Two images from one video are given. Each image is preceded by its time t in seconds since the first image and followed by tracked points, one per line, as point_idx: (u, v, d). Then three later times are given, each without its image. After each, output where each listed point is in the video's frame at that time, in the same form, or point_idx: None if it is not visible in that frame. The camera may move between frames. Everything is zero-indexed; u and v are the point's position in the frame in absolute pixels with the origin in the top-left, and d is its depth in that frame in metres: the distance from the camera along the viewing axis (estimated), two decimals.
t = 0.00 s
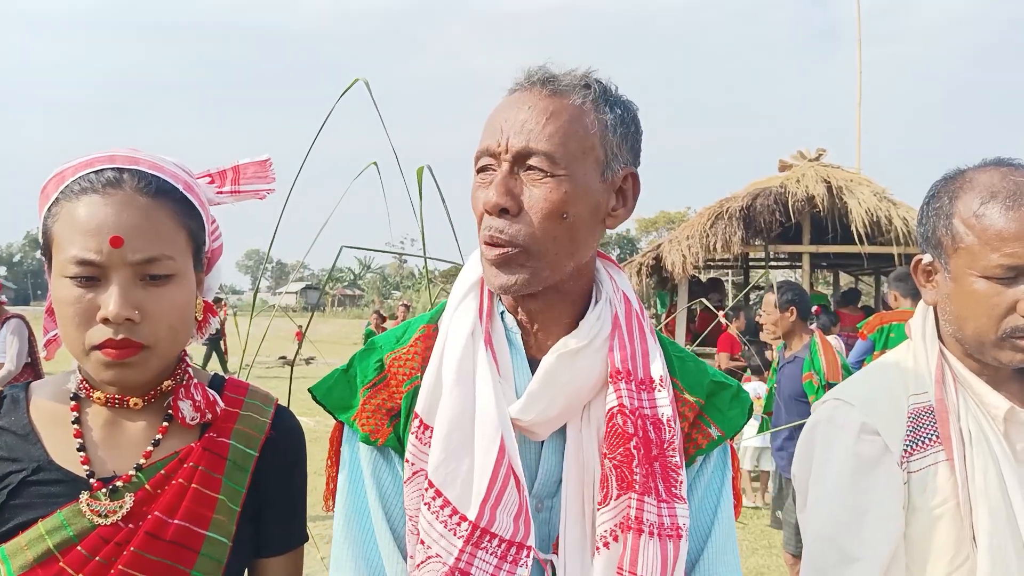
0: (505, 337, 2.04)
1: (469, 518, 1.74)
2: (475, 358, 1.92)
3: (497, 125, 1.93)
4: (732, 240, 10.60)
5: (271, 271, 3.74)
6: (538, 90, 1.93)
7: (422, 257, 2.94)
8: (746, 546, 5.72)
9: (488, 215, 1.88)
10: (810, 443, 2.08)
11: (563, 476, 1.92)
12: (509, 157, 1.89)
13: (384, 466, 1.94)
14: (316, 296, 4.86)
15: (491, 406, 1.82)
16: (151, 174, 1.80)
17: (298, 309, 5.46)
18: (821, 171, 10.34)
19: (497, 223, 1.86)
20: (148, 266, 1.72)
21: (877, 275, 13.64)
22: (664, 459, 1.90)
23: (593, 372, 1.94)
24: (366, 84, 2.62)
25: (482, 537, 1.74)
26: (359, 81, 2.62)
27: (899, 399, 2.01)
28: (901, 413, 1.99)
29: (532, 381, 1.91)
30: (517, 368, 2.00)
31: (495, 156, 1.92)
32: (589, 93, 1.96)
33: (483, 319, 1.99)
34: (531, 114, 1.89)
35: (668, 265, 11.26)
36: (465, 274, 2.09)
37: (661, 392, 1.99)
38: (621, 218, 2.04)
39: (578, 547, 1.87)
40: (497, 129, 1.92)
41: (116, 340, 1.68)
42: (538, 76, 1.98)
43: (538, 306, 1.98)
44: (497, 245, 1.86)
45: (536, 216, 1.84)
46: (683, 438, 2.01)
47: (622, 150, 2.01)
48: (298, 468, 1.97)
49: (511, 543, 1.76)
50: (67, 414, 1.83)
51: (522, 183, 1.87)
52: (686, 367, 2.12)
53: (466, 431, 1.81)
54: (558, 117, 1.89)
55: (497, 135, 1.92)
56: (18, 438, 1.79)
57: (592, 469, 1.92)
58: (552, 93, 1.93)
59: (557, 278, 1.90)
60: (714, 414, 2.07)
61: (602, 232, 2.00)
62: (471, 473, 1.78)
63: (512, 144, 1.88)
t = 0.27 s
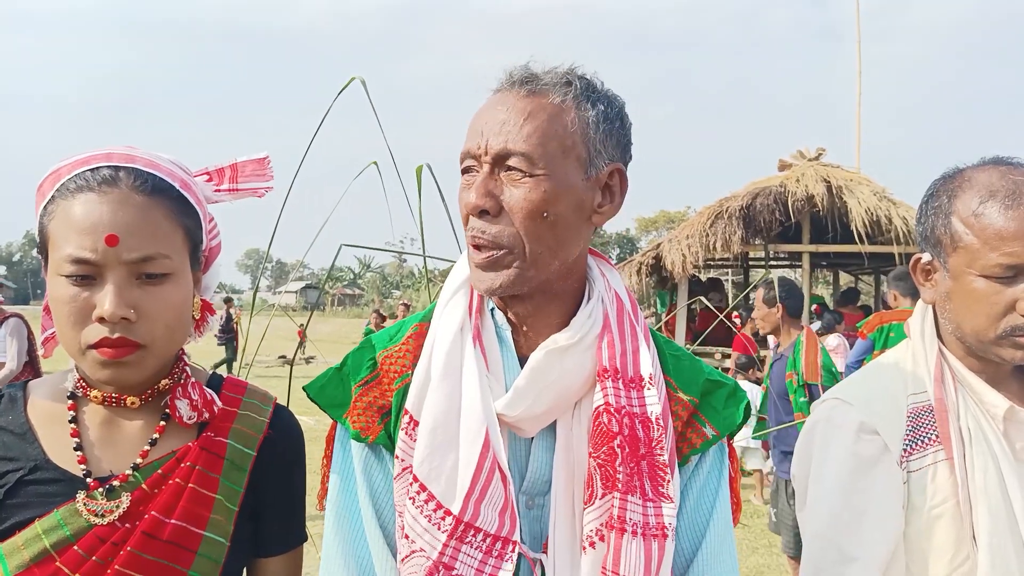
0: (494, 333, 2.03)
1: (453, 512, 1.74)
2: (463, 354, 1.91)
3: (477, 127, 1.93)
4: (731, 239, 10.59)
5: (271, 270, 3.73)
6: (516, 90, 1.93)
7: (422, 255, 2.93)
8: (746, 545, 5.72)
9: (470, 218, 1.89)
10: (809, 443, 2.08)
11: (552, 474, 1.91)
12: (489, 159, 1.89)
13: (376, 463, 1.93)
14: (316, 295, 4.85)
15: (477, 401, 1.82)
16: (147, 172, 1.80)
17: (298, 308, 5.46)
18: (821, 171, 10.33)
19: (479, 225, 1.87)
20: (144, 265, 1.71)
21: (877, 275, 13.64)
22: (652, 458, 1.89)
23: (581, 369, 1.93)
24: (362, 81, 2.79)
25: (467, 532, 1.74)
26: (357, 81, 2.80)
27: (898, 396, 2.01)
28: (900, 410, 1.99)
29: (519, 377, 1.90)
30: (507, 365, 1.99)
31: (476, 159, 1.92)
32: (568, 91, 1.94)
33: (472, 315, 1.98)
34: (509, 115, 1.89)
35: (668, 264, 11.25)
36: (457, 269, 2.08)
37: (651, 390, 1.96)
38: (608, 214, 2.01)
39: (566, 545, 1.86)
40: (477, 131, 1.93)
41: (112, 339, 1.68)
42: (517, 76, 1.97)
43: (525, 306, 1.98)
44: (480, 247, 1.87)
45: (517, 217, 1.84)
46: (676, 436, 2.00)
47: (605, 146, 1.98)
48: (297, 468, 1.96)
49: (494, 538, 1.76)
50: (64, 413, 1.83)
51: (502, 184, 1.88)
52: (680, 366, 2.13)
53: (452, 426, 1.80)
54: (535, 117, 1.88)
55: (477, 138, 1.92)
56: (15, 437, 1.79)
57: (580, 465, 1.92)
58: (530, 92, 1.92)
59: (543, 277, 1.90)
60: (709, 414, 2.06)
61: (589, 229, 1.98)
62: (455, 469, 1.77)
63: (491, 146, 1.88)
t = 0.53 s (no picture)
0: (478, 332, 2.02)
1: (432, 511, 1.74)
2: (445, 353, 1.90)
3: (454, 126, 1.94)
4: (726, 238, 10.61)
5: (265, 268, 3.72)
6: (493, 88, 1.93)
7: (416, 254, 2.93)
8: (740, 543, 5.74)
9: (451, 217, 1.89)
10: (801, 443, 2.08)
11: (537, 472, 1.91)
12: (466, 158, 1.89)
13: (359, 462, 1.92)
14: (310, 293, 4.84)
15: (459, 400, 1.82)
16: (140, 169, 1.79)
17: (293, 306, 5.44)
18: (814, 170, 10.36)
19: (461, 224, 1.87)
20: (136, 263, 1.70)
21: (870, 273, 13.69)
22: (633, 455, 1.88)
23: (563, 368, 1.92)
24: (356, 80, 2.94)
25: (446, 530, 1.74)
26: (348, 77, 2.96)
27: (890, 395, 2.02)
28: (892, 409, 2.00)
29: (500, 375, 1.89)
30: (491, 363, 1.98)
31: (455, 158, 1.92)
32: (544, 89, 1.93)
33: (454, 313, 1.98)
34: (486, 114, 1.89)
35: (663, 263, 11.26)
36: (439, 268, 2.08)
37: (634, 387, 1.95)
38: (588, 210, 2.01)
39: (551, 543, 1.85)
40: (454, 130, 1.93)
41: (103, 337, 1.67)
42: (494, 74, 1.97)
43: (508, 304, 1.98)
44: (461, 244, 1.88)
45: (496, 214, 1.84)
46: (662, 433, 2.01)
47: (583, 142, 1.97)
48: (289, 468, 1.96)
49: (473, 536, 1.76)
50: (55, 413, 1.81)
51: (480, 182, 1.87)
52: (666, 362, 2.13)
53: (432, 425, 1.80)
54: (509, 114, 1.88)
55: (454, 137, 1.92)
56: (6, 437, 1.77)
57: (564, 464, 1.91)
58: (506, 90, 1.91)
59: (524, 276, 1.90)
60: (694, 408, 2.06)
61: (569, 226, 1.97)
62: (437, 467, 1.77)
63: (467, 145, 1.88)
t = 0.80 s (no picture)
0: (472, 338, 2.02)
1: (428, 518, 1.73)
2: (439, 359, 1.91)
3: (448, 134, 1.92)
4: (722, 242, 10.62)
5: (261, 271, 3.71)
6: (487, 96, 1.92)
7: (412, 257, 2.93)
8: (736, 548, 5.74)
9: (448, 223, 1.86)
10: (796, 450, 2.07)
11: (531, 476, 1.91)
12: (464, 165, 1.87)
13: (351, 471, 1.99)
14: (306, 295, 4.84)
15: (454, 406, 1.82)
16: (139, 171, 1.79)
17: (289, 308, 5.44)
18: (811, 175, 10.38)
19: (458, 231, 1.84)
20: (134, 265, 1.70)
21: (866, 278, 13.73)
22: (629, 458, 1.89)
23: (557, 372, 1.93)
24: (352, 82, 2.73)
25: (441, 538, 1.73)
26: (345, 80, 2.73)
27: (887, 403, 2.03)
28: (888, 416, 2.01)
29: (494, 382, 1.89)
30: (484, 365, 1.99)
31: (450, 165, 1.90)
32: (537, 96, 1.94)
33: (447, 319, 1.98)
34: (483, 121, 1.88)
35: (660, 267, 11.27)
36: (430, 274, 2.07)
37: (626, 391, 1.97)
38: (580, 216, 2.03)
39: (547, 545, 1.85)
40: (450, 138, 1.91)
41: (100, 339, 1.66)
42: (486, 82, 1.97)
43: (503, 311, 1.96)
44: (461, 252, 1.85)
45: (496, 221, 1.83)
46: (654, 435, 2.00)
47: (575, 148, 1.99)
48: (285, 473, 1.95)
49: (467, 545, 1.75)
50: (51, 416, 1.81)
51: (478, 189, 1.86)
52: (656, 365, 2.14)
53: (427, 432, 1.80)
54: (505, 121, 1.88)
55: (450, 145, 1.90)
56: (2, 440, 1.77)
57: (558, 468, 1.91)
58: (501, 98, 1.92)
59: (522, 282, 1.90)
60: (685, 410, 2.06)
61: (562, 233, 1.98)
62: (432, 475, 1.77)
63: (465, 152, 1.87)
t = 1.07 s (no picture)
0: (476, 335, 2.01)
1: (440, 514, 1.73)
2: (445, 358, 1.90)
3: (463, 136, 1.89)
4: (724, 243, 10.62)
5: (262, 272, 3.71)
6: (502, 98, 1.91)
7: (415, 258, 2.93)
8: (736, 548, 5.74)
9: (468, 224, 1.84)
10: (801, 451, 2.07)
11: (535, 473, 1.90)
12: (484, 166, 1.85)
13: (353, 469, 1.89)
14: (307, 295, 4.83)
15: (461, 403, 1.81)
16: (144, 170, 1.79)
17: (290, 309, 5.44)
18: (813, 174, 10.37)
19: (480, 232, 1.82)
20: (138, 264, 1.70)
21: (867, 278, 13.71)
22: (631, 453, 1.88)
23: (561, 369, 1.92)
24: (359, 82, 2.74)
25: (453, 533, 1.73)
26: (352, 81, 2.74)
27: (888, 405, 2.03)
28: (890, 418, 2.01)
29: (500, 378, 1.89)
30: (488, 362, 1.98)
31: (468, 167, 1.87)
32: (550, 99, 1.93)
33: (451, 318, 1.98)
34: (502, 123, 1.87)
35: (661, 267, 11.26)
36: (433, 273, 2.06)
37: (630, 387, 1.96)
38: (586, 218, 2.04)
39: (551, 541, 1.84)
40: (466, 139, 1.88)
41: (104, 338, 1.66)
42: (497, 84, 1.96)
43: (511, 313, 1.96)
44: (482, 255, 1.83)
45: (519, 222, 1.82)
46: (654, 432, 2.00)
47: (584, 151, 2.00)
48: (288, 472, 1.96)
49: (479, 539, 1.75)
50: (54, 416, 1.81)
51: (498, 191, 1.85)
52: (655, 365, 2.13)
53: (435, 429, 1.79)
54: (524, 123, 1.87)
55: (467, 147, 1.87)
56: (5, 439, 1.77)
57: (563, 464, 1.90)
58: (517, 100, 1.90)
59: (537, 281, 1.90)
60: (685, 409, 2.06)
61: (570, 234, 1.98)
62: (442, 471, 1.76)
63: (486, 153, 1.85)
